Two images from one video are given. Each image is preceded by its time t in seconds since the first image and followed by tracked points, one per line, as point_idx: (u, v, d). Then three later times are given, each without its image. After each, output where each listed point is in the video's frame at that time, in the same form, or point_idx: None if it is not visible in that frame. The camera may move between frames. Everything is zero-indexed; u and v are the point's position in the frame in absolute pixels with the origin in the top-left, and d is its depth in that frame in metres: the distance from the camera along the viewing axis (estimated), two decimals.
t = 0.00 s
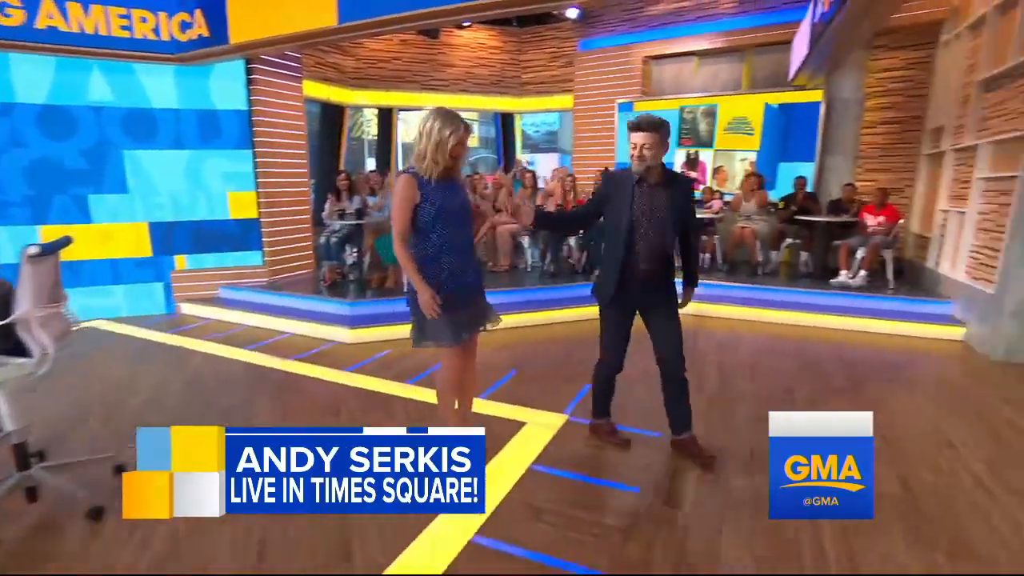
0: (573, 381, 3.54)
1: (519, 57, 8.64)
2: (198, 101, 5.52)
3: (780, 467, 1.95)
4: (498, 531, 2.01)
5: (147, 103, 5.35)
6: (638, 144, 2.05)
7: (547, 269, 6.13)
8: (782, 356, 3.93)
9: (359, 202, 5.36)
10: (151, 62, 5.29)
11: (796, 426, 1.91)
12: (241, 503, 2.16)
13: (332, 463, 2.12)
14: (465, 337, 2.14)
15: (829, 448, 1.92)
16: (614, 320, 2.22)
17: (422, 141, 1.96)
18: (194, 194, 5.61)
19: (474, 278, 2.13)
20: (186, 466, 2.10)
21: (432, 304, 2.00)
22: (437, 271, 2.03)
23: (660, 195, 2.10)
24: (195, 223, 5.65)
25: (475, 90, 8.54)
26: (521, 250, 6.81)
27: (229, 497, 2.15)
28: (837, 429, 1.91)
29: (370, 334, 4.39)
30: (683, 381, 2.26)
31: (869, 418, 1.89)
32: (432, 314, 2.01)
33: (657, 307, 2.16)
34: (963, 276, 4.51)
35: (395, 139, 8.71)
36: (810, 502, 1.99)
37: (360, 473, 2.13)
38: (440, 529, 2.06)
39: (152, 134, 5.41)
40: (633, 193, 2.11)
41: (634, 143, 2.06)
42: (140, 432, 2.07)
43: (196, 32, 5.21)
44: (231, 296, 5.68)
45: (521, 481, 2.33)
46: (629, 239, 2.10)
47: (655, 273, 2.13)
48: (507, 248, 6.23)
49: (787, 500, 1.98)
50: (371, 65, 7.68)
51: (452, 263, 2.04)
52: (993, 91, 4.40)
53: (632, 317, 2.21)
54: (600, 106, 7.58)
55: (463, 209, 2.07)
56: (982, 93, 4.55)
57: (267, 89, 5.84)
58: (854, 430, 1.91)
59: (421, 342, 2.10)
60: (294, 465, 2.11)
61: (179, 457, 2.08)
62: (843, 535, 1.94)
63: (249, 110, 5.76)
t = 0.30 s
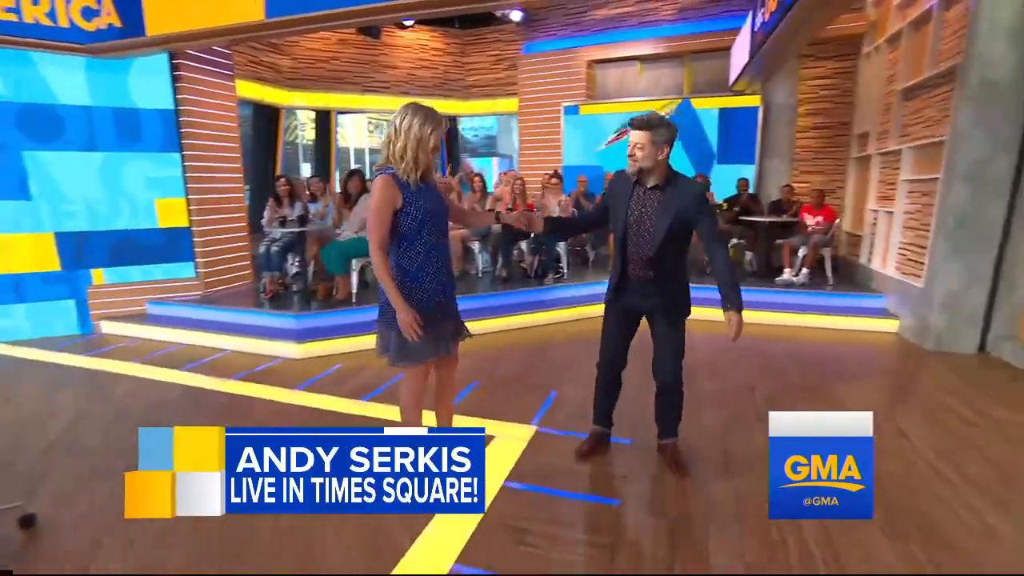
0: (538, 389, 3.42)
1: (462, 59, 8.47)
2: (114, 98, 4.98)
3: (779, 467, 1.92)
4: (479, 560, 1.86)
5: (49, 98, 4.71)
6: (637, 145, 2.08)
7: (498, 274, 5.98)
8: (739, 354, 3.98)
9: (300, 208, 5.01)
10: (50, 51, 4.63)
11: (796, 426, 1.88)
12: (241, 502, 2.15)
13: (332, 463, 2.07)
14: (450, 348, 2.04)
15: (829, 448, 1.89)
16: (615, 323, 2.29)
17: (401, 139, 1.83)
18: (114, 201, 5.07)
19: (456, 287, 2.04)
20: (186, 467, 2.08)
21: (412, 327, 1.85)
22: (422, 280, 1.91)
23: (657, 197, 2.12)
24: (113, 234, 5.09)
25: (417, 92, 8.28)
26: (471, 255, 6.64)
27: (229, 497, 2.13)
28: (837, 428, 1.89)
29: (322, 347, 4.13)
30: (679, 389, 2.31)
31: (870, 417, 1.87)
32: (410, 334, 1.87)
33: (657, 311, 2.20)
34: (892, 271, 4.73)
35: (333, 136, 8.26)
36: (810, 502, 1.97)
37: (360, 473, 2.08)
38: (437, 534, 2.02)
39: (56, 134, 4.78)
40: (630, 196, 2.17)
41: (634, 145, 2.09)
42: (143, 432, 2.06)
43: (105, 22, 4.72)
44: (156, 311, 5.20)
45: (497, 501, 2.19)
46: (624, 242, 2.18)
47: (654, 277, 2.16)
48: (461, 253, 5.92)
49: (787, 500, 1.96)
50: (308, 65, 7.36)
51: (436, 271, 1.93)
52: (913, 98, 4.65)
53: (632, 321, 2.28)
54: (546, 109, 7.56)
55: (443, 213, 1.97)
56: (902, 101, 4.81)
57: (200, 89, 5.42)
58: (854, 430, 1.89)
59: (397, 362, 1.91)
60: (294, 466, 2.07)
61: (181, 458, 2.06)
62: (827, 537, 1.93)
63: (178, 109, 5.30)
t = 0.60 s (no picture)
0: (517, 393, 3.33)
1: (415, 58, 8.26)
2: (32, 91, 4.52)
3: (779, 467, 1.88)
4: None
5: None
6: (621, 138, 2.11)
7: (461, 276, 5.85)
8: (710, 350, 4.03)
9: (249, 212, 4.70)
10: None
11: (796, 426, 1.83)
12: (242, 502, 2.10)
13: (332, 463, 2.00)
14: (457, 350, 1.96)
15: (829, 448, 1.84)
16: (622, 321, 2.36)
17: (399, 134, 1.71)
18: (34, 205, 4.59)
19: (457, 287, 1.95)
20: (189, 468, 1.99)
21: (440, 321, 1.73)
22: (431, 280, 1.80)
23: (649, 189, 2.15)
24: (37, 242, 4.62)
25: (369, 92, 8.02)
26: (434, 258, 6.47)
27: (229, 497, 2.07)
28: (839, 428, 1.83)
29: (285, 358, 3.88)
30: (683, 382, 2.36)
31: (869, 418, 1.80)
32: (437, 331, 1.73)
33: (661, 306, 2.26)
34: (844, 263, 4.93)
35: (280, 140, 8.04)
36: (810, 502, 1.92)
37: (360, 473, 2.02)
38: (443, 541, 1.95)
39: None
40: (623, 192, 2.20)
41: (619, 140, 2.12)
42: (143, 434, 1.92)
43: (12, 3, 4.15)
44: (91, 325, 4.74)
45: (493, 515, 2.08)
46: (622, 238, 2.22)
47: (654, 270, 2.21)
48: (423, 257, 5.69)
49: (786, 500, 1.91)
50: (251, 61, 6.96)
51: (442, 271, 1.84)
52: (856, 100, 4.87)
53: (638, 318, 2.34)
54: (503, 109, 7.49)
55: (442, 210, 1.88)
56: (846, 102, 5.02)
57: (135, 83, 5.01)
58: (856, 429, 1.83)
59: (405, 372, 1.79)
60: (294, 466, 2.00)
61: (183, 461, 1.96)
62: (830, 530, 1.94)
63: (107, 104, 4.84)
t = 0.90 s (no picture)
0: (511, 394, 3.25)
1: (380, 54, 8.05)
2: None
3: (779, 468, 1.83)
4: None
5: None
6: (609, 129, 2.02)
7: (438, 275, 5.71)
8: (696, 344, 4.06)
9: (214, 212, 4.43)
10: None
11: (795, 425, 1.79)
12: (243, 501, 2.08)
13: (331, 463, 1.96)
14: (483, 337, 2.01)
15: (829, 448, 1.80)
16: (620, 316, 2.25)
17: (420, 122, 1.69)
18: None
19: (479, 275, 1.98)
20: (191, 468, 2.00)
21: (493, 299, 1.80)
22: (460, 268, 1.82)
23: (642, 178, 2.07)
24: None
25: (333, 88, 7.78)
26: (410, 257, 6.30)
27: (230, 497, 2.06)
28: (839, 428, 1.78)
29: (262, 365, 3.69)
30: (684, 371, 2.30)
31: (870, 418, 1.75)
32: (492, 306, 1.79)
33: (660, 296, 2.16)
34: (815, 254, 5.09)
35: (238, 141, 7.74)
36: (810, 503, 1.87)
37: (360, 473, 1.99)
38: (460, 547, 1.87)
39: None
40: (614, 183, 2.11)
41: (607, 130, 2.03)
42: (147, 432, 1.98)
43: None
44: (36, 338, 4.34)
45: (509, 520, 2.00)
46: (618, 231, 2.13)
47: (651, 262, 2.12)
48: (398, 257, 5.52)
49: (786, 501, 1.86)
50: (205, 55, 6.60)
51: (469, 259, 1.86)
52: (822, 96, 5.02)
53: (635, 312, 2.24)
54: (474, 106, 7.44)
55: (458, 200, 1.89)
56: (813, 98, 5.17)
57: (83, 75, 4.66)
58: (855, 429, 1.79)
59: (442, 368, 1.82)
60: (294, 466, 1.97)
61: (186, 460, 1.98)
62: (835, 525, 1.92)
63: (48, 95, 4.46)
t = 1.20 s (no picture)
0: (510, 391, 3.20)
1: (352, 50, 7.89)
2: None
3: (778, 467, 1.77)
4: None
5: None
6: (627, 127, 2.02)
7: (421, 274, 5.62)
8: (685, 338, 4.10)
9: (186, 211, 4.24)
10: None
11: (795, 425, 1.73)
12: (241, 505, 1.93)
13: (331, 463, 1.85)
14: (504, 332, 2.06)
15: (829, 448, 1.74)
16: (631, 306, 2.24)
17: (448, 112, 1.80)
18: None
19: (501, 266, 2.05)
20: (194, 468, 1.87)
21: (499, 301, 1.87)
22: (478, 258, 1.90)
23: (657, 170, 2.08)
24: None
25: (303, 85, 7.61)
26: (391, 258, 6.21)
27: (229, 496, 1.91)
28: (839, 427, 1.73)
29: (244, 369, 3.54)
30: (694, 361, 2.33)
31: (868, 418, 1.70)
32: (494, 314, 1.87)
33: (671, 286, 2.17)
34: (790, 248, 5.27)
35: (201, 138, 7.54)
36: (809, 503, 1.82)
37: (359, 473, 1.88)
38: (482, 545, 1.83)
39: None
40: (629, 176, 2.11)
41: (621, 125, 2.04)
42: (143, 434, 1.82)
43: None
44: None
45: (532, 520, 1.96)
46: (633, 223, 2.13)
47: (665, 253, 2.12)
48: (378, 257, 5.41)
49: (785, 501, 1.81)
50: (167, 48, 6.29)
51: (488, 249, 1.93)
52: (796, 94, 5.17)
53: (645, 303, 2.23)
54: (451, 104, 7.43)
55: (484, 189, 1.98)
56: (786, 96, 5.33)
57: (40, 64, 4.37)
58: (855, 429, 1.73)
59: (467, 360, 1.90)
60: (294, 466, 1.85)
61: (189, 462, 1.85)
62: (836, 524, 1.88)
63: None
